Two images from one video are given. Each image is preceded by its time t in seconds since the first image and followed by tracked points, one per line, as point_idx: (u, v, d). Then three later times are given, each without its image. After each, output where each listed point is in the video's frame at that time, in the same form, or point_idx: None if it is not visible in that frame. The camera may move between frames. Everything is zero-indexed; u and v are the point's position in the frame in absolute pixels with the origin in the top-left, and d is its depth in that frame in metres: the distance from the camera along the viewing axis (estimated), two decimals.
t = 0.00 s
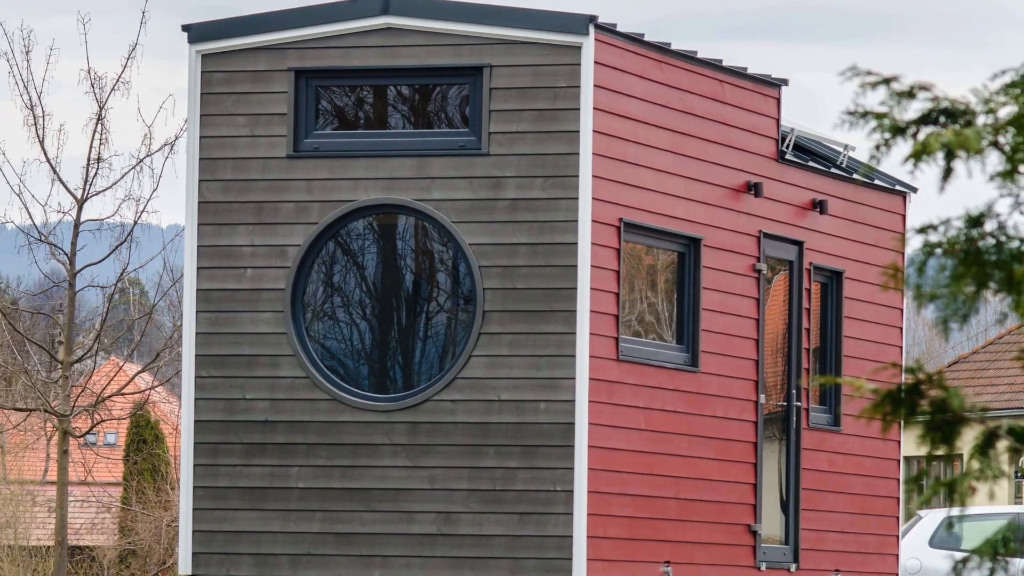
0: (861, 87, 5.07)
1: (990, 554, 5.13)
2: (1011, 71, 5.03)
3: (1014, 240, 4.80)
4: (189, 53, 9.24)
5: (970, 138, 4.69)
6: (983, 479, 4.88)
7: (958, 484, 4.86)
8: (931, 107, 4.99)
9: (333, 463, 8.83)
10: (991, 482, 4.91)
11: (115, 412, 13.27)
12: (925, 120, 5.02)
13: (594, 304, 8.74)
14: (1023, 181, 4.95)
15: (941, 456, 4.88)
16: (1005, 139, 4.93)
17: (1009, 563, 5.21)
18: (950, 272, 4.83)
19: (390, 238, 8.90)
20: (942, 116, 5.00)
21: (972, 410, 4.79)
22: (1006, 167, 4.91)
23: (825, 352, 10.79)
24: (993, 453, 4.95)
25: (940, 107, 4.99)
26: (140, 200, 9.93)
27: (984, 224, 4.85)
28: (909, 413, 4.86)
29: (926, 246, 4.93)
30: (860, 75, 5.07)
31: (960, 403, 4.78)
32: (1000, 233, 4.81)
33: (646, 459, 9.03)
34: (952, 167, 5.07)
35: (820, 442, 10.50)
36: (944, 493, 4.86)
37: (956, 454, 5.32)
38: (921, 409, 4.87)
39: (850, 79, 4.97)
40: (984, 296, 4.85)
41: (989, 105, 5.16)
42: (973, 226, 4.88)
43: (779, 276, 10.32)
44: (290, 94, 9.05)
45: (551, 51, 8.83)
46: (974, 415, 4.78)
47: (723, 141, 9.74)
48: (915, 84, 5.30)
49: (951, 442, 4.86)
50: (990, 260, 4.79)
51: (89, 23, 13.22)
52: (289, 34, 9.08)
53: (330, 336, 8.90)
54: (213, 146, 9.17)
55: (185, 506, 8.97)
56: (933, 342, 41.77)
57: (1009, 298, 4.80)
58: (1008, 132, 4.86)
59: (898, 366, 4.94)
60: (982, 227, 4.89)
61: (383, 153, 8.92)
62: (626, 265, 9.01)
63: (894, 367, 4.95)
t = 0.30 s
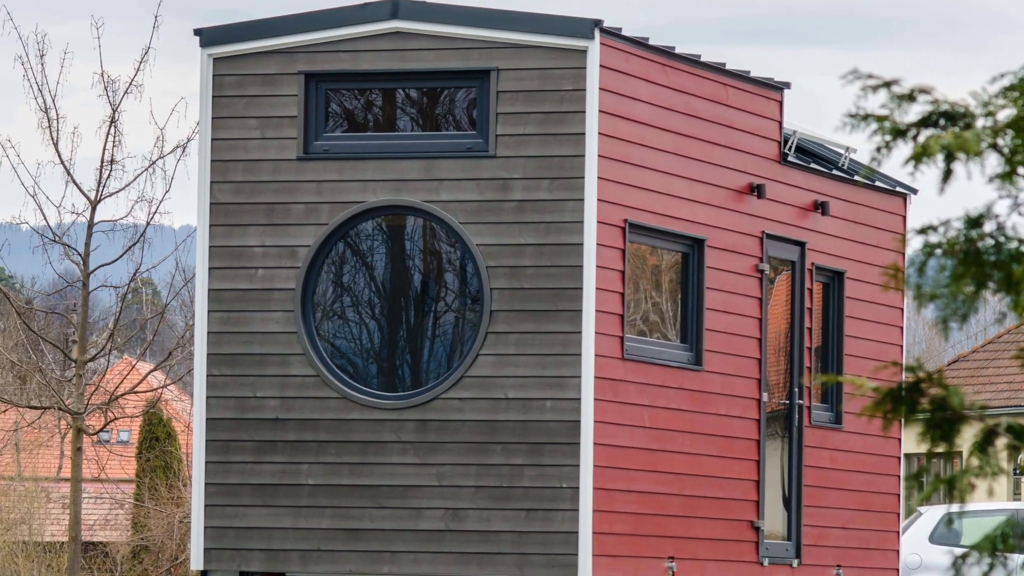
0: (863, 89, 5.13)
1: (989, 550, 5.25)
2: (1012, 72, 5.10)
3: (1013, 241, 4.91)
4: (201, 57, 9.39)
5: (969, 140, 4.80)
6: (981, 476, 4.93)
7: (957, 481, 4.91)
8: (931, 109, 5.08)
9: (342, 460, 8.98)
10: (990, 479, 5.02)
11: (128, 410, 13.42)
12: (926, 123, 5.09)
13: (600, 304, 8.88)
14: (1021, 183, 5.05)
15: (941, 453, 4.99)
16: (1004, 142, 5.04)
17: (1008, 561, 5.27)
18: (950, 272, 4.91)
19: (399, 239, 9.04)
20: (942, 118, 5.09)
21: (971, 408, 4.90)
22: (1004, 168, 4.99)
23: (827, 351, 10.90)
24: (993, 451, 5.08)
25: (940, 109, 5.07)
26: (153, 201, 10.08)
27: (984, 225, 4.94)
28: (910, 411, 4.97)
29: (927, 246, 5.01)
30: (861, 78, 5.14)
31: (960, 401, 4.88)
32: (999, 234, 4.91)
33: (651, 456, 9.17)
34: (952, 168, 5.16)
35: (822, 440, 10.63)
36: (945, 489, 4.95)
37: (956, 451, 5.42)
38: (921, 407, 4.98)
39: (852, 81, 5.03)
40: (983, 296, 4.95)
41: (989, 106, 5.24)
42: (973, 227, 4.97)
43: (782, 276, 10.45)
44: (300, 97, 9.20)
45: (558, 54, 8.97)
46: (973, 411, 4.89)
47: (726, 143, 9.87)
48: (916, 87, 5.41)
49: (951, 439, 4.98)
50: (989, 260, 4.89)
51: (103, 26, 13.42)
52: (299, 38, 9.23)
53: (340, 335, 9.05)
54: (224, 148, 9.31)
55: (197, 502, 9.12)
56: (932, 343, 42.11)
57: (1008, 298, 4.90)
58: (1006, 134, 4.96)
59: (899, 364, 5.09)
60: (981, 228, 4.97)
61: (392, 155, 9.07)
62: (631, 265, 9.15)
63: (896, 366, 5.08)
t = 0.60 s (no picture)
0: (864, 93, 5.31)
1: (988, 544, 5.35)
2: (1011, 75, 5.20)
3: (1012, 241, 5.03)
4: (212, 60, 9.54)
5: (969, 143, 4.93)
6: (980, 474, 5.05)
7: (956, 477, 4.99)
8: (931, 113, 5.24)
9: (352, 458, 9.13)
10: (989, 476, 5.10)
11: (140, 408, 13.58)
12: (926, 126, 5.26)
13: (605, 304, 9.02)
14: (1020, 185, 5.18)
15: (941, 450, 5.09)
16: (1002, 144, 5.19)
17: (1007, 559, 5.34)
18: (950, 272, 5.03)
19: (407, 239, 9.19)
20: (942, 121, 5.25)
21: (970, 405, 5.02)
22: (1004, 171, 5.16)
23: (829, 350, 11.04)
24: (992, 449, 5.16)
25: (941, 112, 5.24)
26: (165, 202, 10.21)
27: (983, 226, 5.06)
28: (911, 409, 5.11)
29: (926, 247, 5.13)
30: (862, 81, 5.32)
31: (960, 399, 5.01)
32: (998, 235, 5.03)
33: (655, 454, 9.31)
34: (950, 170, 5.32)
35: (824, 437, 10.77)
36: (945, 486, 5.02)
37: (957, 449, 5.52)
38: (921, 405, 5.11)
39: (852, 88, 5.07)
40: (983, 296, 5.08)
41: (987, 110, 5.39)
42: (972, 228, 5.09)
43: (784, 277, 10.59)
44: (310, 100, 9.34)
45: (564, 58, 9.11)
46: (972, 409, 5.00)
47: (730, 146, 10.02)
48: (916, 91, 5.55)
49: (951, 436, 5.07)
50: (988, 260, 5.02)
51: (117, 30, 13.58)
52: (309, 42, 9.37)
53: (349, 334, 9.20)
54: (235, 150, 9.46)
55: (208, 499, 9.27)
56: (926, 344, 42.58)
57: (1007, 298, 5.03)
58: (1005, 137, 5.13)
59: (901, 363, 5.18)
60: (981, 229, 5.09)
61: (401, 157, 9.21)
62: (635, 265, 9.29)
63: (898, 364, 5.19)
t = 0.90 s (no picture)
0: (864, 96, 5.48)
1: (987, 542, 5.52)
2: (1010, 79, 5.32)
3: (1010, 243, 5.17)
4: (223, 64, 9.69)
5: (968, 145, 5.07)
6: (980, 471, 5.18)
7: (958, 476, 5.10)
8: (931, 116, 5.38)
9: (361, 455, 9.28)
10: (988, 472, 5.20)
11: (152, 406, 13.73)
12: (926, 128, 5.41)
13: (610, 304, 9.16)
14: (1018, 186, 5.34)
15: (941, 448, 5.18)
16: (1000, 146, 5.34)
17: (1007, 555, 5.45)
18: (949, 272, 5.14)
19: (415, 240, 9.33)
20: (942, 123, 5.40)
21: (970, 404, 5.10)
22: (1003, 172, 5.29)
23: (831, 349, 11.17)
24: (991, 447, 5.26)
25: (940, 115, 5.38)
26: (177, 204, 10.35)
27: (981, 227, 5.18)
28: (911, 407, 5.18)
29: (926, 248, 5.23)
30: (863, 84, 5.49)
31: (960, 397, 5.11)
32: (997, 237, 5.16)
33: (660, 451, 9.45)
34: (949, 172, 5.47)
35: (826, 435, 10.92)
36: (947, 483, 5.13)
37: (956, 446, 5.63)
38: (922, 403, 5.19)
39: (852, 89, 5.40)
40: (981, 295, 5.20)
41: (986, 112, 5.54)
42: (971, 229, 5.20)
43: (787, 277, 10.73)
44: (319, 103, 9.49)
45: (570, 61, 9.25)
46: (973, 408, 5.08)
47: (734, 148, 10.16)
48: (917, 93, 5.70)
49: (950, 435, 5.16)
50: (987, 261, 5.14)
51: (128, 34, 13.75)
52: (319, 46, 9.52)
53: (358, 333, 9.35)
54: (246, 152, 9.60)
55: (220, 495, 9.42)
56: (928, 342, 42.76)
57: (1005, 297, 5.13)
58: (1004, 139, 5.27)
59: (900, 361, 5.32)
60: (980, 229, 5.21)
61: (409, 159, 9.35)
62: (640, 266, 9.43)
63: (897, 362, 5.32)
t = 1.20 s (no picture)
0: (865, 99, 5.60)
1: (986, 538, 5.59)
2: (1009, 82, 5.41)
3: (1009, 242, 5.24)
4: (234, 67, 9.83)
5: (967, 146, 5.17)
6: (979, 468, 5.25)
7: (957, 473, 5.21)
8: (931, 118, 5.48)
9: (369, 452, 9.42)
10: (988, 469, 5.32)
11: (164, 405, 13.89)
12: (926, 130, 5.51)
13: (614, 303, 9.29)
14: (1015, 187, 5.44)
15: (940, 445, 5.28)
16: (999, 148, 5.42)
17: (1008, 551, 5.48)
18: (949, 272, 5.24)
19: (423, 241, 9.48)
20: (942, 125, 5.48)
21: (969, 403, 5.19)
22: (1001, 174, 5.41)
23: (832, 348, 11.32)
24: (991, 444, 5.37)
25: (940, 118, 5.46)
26: (188, 205, 10.50)
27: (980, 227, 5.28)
28: (911, 405, 5.30)
29: (927, 248, 5.33)
30: (864, 88, 5.60)
31: (959, 395, 5.17)
32: (996, 236, 5.24)
33: (664, 448, 9.59)
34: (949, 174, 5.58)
35: (827, 433, 11.08)
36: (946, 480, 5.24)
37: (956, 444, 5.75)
38: (922, 401, 5.31)
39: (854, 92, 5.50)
40: (981, 295, 5.30)
41: (986, 116, 5.64)
42: (970, 230, 5.30)
43: (789, 277, 10.88)
44: (329, 105, 9.63)
45: (576, 64, 9.39)
46: (971, 407, 5.18)
47: (737, 150, 10.31)
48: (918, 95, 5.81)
49: (949, 433, 5.27)
50: (987, 261, 5.23)
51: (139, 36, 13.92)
52: (328, 49, 9.66)
53: (367, 332, 9.49)
54: (257, 154, 9.74)
55: (230, 492, 9.57)
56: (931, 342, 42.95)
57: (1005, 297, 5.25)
58: (1004, 141, 5.32)
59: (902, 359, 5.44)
60: (979, 229, 5.32)
61: (416, 161, 9.49)
62: (644, 266, 9.57)
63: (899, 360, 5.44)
